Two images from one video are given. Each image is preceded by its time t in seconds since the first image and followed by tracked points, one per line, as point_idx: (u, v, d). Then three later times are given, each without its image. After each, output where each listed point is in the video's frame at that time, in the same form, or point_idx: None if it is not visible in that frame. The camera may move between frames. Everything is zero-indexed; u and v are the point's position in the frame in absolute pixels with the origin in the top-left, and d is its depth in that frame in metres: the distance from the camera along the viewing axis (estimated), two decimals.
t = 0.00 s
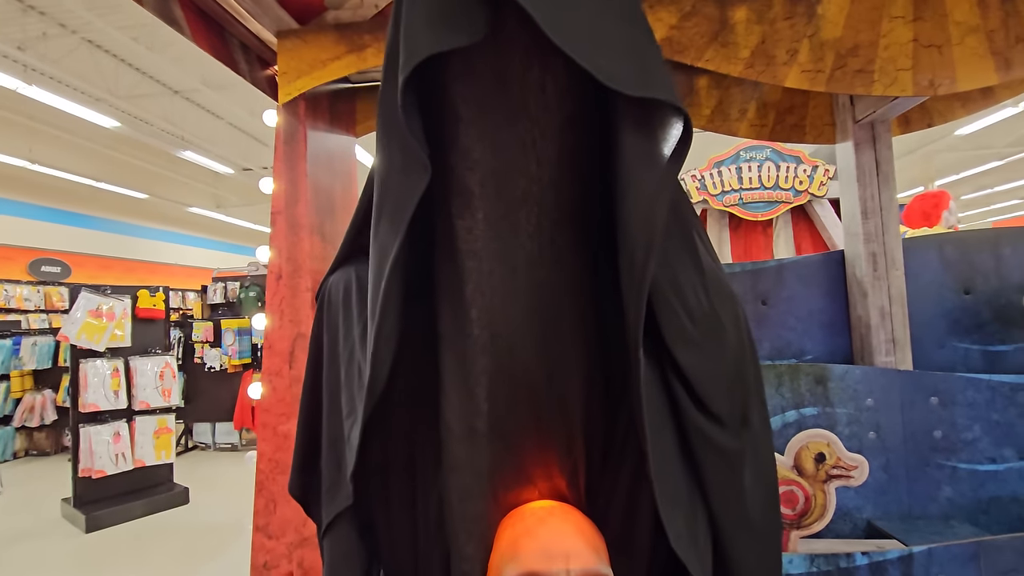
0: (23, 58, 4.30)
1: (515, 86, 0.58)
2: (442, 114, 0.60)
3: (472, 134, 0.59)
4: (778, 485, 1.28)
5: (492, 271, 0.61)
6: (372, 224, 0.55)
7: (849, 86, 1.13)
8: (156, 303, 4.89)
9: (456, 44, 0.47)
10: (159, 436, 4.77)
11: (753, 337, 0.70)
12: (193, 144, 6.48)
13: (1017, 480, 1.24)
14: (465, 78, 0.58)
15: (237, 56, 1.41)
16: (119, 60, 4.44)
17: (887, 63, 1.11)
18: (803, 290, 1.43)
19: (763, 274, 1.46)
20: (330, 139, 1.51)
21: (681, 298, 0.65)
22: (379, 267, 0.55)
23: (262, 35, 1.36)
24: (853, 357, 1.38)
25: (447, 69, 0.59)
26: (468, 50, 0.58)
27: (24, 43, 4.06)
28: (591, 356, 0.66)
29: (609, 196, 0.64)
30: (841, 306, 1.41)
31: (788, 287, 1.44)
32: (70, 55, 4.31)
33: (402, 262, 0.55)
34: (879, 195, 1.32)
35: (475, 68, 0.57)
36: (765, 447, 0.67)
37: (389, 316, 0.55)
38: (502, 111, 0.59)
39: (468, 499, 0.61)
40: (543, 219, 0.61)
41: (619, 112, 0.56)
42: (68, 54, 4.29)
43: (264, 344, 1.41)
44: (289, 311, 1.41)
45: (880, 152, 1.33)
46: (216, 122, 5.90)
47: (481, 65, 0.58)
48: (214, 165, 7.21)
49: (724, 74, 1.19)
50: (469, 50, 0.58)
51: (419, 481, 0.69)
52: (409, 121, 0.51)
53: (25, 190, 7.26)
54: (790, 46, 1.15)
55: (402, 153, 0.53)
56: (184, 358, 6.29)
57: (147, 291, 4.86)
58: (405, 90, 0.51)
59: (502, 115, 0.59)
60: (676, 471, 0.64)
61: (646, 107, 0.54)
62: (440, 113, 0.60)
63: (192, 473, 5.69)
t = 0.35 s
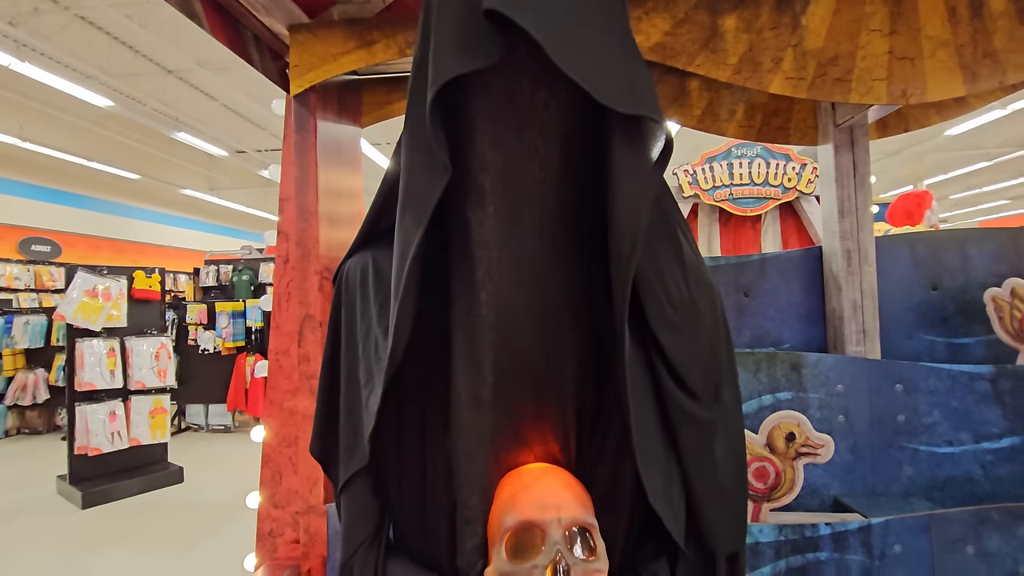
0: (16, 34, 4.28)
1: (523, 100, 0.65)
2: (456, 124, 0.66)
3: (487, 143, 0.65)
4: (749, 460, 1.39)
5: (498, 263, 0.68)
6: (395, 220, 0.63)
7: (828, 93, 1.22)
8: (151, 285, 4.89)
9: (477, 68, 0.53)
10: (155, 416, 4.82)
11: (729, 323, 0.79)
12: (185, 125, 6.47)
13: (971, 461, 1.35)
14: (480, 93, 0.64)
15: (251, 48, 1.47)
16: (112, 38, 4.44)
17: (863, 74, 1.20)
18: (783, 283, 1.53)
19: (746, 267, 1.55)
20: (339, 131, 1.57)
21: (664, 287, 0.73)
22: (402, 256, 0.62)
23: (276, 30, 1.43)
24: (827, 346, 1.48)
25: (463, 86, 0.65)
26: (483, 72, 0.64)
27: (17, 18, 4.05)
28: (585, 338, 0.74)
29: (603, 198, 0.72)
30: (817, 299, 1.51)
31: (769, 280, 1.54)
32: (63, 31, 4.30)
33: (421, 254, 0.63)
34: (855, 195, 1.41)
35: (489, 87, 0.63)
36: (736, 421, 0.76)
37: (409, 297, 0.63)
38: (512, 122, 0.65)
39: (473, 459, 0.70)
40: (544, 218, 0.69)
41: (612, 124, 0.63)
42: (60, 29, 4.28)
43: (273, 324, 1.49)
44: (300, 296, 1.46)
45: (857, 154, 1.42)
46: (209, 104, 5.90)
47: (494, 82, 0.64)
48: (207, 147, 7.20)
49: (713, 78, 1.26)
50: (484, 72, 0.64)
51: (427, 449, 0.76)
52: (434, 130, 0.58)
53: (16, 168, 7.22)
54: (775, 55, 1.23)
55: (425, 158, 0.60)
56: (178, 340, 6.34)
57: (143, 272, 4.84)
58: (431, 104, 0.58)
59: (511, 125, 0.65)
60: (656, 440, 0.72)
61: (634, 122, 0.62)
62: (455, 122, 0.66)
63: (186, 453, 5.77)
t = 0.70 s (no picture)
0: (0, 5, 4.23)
1: (520, 101, 0.72)
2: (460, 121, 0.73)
3: (488, 139, 0.73)
4: (720, 432, 1.49)
5: (494, 246, 0.76)
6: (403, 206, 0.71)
7: (804, 91, 1.30)
8: (143, 262, 4.87)
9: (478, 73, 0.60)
10: (148, 393, 4.87)
11: (701, 304, 0.87)
12: (174, 101, 6.41)
13: (924, 436, 1.47)
14: (482, 94, 0.71)
15: (255, 33, 1.51)
16: (99, 11, 4.40)
17: (837, 73, 1.29)
18: (759, 269, 1.62)
19: (726, 254, 1.64)
20: (340, 115, 1.61)
21: (643, 270, 0.81)
22: (409, 238, 0.70)
23: (279, 16, 1.47)
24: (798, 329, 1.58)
25: (467, 88, 0.72)
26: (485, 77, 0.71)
27: None
28: (571, 315, 0.82)
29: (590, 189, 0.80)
30: (791, 285, 1.60)
31: (746, 266, 1.63)
32: (48, 2, 4.25)
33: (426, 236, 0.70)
34: (828, 188, 1.50)
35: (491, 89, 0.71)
36: (703, 391, 0.85)
37: (414, 273, 0.71)
38: (509, 121, 0.73)
39: (469, 419, 0.78)
40: (536, 206, 0.76)
41: (597, 125, 0.70)
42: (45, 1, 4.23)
43: (274, 301, 1.55)
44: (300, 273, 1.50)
45: (831, 149, 1.51)
46: (198, 79, 5.85)
47: (494, 84, 0.71)
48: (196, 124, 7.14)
49: (698, 74, 1.33)
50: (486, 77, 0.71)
51: (426, 411, 0.85)
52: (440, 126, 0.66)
53: None
54: (756, 53, 1.31)
55: (431, 151, 0.68)
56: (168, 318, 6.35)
57: (134, 250, 4.80)
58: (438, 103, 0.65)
59: (508, 123, 0.73)
60: (633, 407, 0.81)
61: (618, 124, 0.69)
62: (458, 119, 0.74)
63: (178, 429, 5.84)
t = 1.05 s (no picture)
0: None
1: (517, 103, 0.78)
2: (461, 121, 0.79)
3: (487, 138, 0.79)
4: (695, 407, 1.59)
5: (490, 235, 0.83)
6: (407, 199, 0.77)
7: (781, 88, 1.37)
8: (128, 237, 4.84)
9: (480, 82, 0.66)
10: (134, 367, 4.85)
11: (678, 290, 0.95)
12: (155, 72, 6.27)
13: (884, 413, 1.58)
14: (481, 96, 0.77)
15: (252, 14, 1.53)
16: None
17: (814, 71, 1.36)
18: (737, 255, 1.71)
19: (706, 240, 1.72)
20: (336, 98, 1.64)
21: (626, 258, 0.88)
22: (413, 228, 0.76)
23: None
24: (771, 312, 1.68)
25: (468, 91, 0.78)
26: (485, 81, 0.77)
27: None
28: (560, 299, 0.89)
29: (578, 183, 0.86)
30: (766, 271, 1.70)
31: (725, 252, 1.72)
32: None
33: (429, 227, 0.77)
34: (803, 179, 1.58)
35: (490, 93, 0.76)
36: (679, 368, 0.93)
37: (417, 261, 0.77)
38: (505, 121, 0.78)
39: (465, 392, 0.86)
40: (529, 198, 0.83)
41: (586, 127, 0.77)
42: None
43: (269, 280, 1.61)
44: (297, 253, 1.55)
45: (808, 142, 1.59)
46: (179, 49, 5.73)
47: (493, 87, 0.77)
48: (178, 96, 7.00)
49: (683, 67, 1.39)
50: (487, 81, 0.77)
51: (424, 385, 0.92)
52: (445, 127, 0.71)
53: None
54: (739, 49, 1.37)
55: (435, 149, 0.74)
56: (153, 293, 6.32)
57: (119, 225, 4.76)
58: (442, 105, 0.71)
59: (504, 123, 0.79)
60: (614, 383, 0.89)
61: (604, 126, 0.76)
62: (459, 120, 0.79)
63: (165, 405, 5.86)
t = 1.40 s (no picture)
0: None
1: (514, 101, 0.83)
2: (461, 117, 0.84)
3: (486, 134, 0.84)
4: (676, 385, 1.66)
5: (487, 224, 0.88)
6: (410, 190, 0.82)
7: (763, 80, 1.43)
8: (111, 216, 4.80)
9: (481, 82, 0.71)
10: (120, 348, 4.86)
11: (661, 277, 1.02)
12: (133, 45, 6.12)
13: (851, 391, 1.68)
14: (481, 96, 0.83)
15: None
16: None
17: (793, 66, 1.43)
18: (718, 241, 1.79)
19: (689, 226, 1.79)
20: (330, 81, 1.65)
21: (613, 247, 0.95)
22: (417, 217, 0.82)
23: None
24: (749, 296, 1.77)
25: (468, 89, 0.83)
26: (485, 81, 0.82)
27: None
28: (550, 284, 0.96)
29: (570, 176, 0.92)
30: (745, 257, 1.78)
31: (707, 238, 1.79)
32: None
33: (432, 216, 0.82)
34: (782, 169, 1.66)
35: (489, 92, 0.82)
36: (659, 347, 1.00)
37: (419, 247, 0.83)
38: (502, 118, 0.84)
39: (462, 369, 0.92)
40: (523, 190, 0.89)
41: (578, 125, 0.82)
42: None
43: (265, 262, 1.65)
44: (292, 236, 1.59)
45: (787, 132, 1.66)
46: (158, 22, 5.59)
47: (492, 87, 0.82)
48: (157, 71, 6.84)
49: (669, 59, 1.44)
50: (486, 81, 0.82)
51: (423, 364, 0.98)
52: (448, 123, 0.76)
53: None
54: (723, 43, 1.42)
55: (438, 143, 0.79)
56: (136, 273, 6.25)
57: (101, 203, 4.71)
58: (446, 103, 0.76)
59: (502, 120, 0.84)
60: (601, 363, 0.96)
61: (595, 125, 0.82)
62: (460, 116, 0.85)
63: (151, 385, 5.86)
